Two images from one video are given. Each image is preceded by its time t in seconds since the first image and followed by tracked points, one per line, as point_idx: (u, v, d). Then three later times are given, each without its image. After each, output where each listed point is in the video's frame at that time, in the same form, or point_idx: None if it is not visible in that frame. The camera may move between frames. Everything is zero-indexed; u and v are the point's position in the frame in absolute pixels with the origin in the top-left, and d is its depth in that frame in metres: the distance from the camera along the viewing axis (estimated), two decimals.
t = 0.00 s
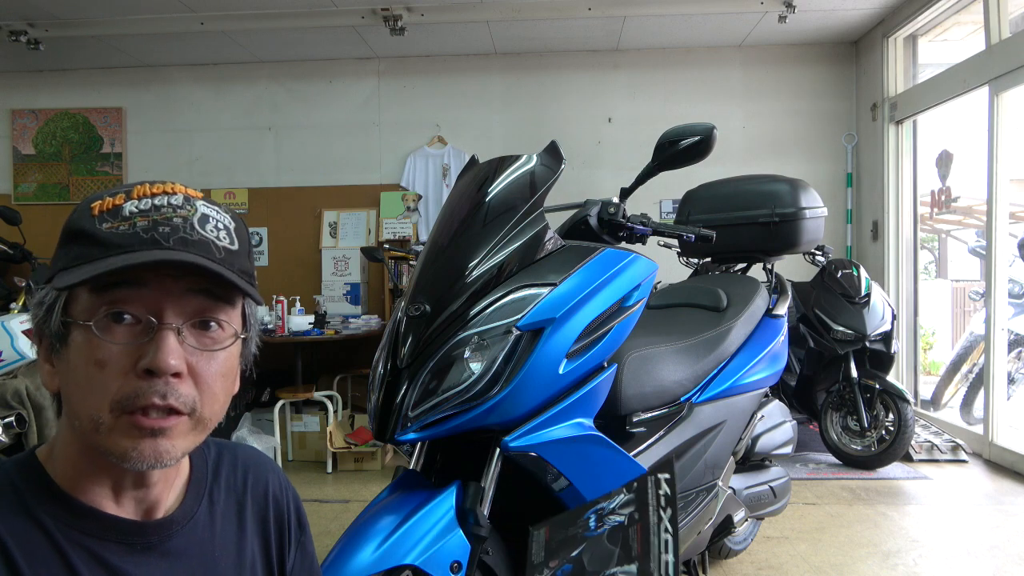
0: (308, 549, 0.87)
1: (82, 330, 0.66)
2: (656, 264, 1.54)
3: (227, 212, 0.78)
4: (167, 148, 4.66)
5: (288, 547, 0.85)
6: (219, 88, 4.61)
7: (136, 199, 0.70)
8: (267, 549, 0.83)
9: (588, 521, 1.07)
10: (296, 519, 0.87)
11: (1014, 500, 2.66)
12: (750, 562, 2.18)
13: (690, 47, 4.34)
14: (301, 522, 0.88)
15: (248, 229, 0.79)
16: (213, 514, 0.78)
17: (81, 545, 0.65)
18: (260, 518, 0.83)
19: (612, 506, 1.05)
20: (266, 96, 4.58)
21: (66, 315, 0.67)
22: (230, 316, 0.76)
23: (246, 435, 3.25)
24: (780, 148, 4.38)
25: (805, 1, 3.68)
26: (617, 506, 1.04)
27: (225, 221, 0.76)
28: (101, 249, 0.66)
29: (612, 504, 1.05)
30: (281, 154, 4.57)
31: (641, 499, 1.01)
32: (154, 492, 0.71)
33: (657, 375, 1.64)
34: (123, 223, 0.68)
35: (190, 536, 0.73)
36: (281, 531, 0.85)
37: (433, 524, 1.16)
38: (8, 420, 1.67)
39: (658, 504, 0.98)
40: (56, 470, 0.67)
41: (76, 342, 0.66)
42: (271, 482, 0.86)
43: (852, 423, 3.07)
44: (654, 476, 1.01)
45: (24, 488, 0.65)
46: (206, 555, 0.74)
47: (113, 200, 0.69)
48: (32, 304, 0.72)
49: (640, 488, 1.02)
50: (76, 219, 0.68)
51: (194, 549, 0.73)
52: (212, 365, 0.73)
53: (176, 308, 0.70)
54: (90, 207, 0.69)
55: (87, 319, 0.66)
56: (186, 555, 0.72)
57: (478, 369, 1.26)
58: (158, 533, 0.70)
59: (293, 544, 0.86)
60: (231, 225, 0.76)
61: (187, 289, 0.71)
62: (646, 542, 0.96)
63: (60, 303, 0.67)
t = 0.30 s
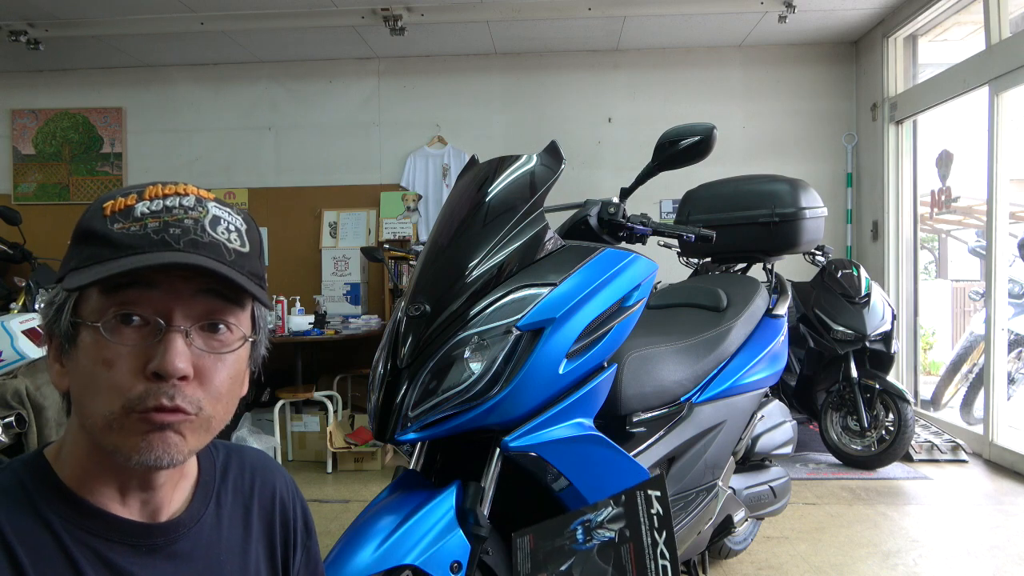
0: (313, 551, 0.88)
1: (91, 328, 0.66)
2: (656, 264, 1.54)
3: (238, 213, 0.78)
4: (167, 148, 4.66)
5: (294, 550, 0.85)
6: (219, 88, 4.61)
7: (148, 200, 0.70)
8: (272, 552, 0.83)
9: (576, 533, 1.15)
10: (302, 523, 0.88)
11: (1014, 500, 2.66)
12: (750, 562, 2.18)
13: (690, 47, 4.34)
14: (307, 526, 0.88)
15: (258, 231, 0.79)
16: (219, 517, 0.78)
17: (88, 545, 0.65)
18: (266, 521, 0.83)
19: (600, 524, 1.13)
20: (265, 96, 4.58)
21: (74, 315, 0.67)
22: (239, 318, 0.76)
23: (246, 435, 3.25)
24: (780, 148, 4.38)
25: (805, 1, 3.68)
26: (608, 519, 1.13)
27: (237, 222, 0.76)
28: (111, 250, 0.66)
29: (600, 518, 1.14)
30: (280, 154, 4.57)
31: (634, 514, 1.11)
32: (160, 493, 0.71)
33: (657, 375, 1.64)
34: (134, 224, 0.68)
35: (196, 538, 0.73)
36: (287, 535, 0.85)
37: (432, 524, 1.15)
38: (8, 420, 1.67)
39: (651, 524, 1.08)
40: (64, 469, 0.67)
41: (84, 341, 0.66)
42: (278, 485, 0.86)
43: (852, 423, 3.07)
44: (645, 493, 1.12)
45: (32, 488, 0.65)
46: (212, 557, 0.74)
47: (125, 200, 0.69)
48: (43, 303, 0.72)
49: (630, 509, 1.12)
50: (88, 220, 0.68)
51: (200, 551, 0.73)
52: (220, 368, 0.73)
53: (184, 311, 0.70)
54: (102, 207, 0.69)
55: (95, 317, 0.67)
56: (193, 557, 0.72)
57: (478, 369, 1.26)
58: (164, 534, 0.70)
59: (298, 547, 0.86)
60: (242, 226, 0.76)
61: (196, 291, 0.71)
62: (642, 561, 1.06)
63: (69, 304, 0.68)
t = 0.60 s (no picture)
0: (313, 551, 0.88)
1: (88, 334, 0.66)
2: (656, 264, 1.54)
3: (229, 211, 0.78)
4: (167, 148, 4.66)
5: (294, 549, 0.85)
6: (219, 88, 4.61)
7: (137, 202, 0.69)
8: (273, 552, 0.82)
9: (559, 514, 1.14)
10: (302, 524, 0.87)
11: (1014, 500, 2.66)
12: (750, 562, 2.18)
13: (690, 47, 4.34)
14: (308, 526, 0.88)
15: (251, 229, 0.79)
16: (220, 517, 0.77)
17: (93, 545, 0.65)
18: (266, 522, 0.83)
19: (580, 500, 1.13)
20: (266, 96, 4.58)
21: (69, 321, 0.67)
22: (235, 317, 0.76)
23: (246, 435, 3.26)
24: (780, 147, 4.38)
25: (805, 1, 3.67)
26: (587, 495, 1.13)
27: (228, 221, 0.76)
28: (104, 253, 0.66)
29: (580, 494, 1.13)
30: (281, 154, 4.57)
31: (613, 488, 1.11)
32: (164, 492, 0.72)
33: (657, 375, 1.64)
34: (125, 227, 0.67)
35: (197, 538, 0.73)
36: (288, 535, 0.85)
37: (432, 524, 1.16)
38: (8, 421, 1.67)
39: (629, 493, 1.08)
40: (68, 472, 0.67)
41: (82, 346, 0.66)
42: (278, 486, 0.86)
43: (853, 423, 3.07)
44: (619, 463, 1.12)
45: (34, 487, 0.65)
46: (212, 557, 0.74)
47: (115, 203, 0.69)
48: (39, 307, 0.72)
49: (607, 482, 1.12)
50: (80, 224, 0.68)
51: (201, 552, 0.73)
52: (217, 367, 0.73)
53: (179, 311, 0.70)
54: (93, 212, 0.69)
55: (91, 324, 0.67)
56: (194, 557, 0.72)
57: (478, 369, 1.26)
58: (167, 533, 0.70)
59: (299, 548, 0.86)
60: (234, 225, 0.76)
61: (189, 290, 0.71)
62: (624, 531, 1.06)
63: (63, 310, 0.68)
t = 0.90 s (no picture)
0: (299, 541, 0.88)
1: (175, 368, 0.62)
2: (656, 264, 1.54)
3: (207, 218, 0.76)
4: (167, 148, 4.66)
5: (281, 542, 0.86)
6: (219, 88, 4.61)
7: (224, 221, 0.68)
8: (261, 547, 0.83)
9: (559, 486, 1.11)
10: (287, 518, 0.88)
11: (1014, 500, 2.66)
12: (750, 562, 2.18)
13: (690, 47, 4.34)
14: (291, 518, 0.88)
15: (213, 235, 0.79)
16: (208, 516, 0.78)
17: (89, 554, 0.64)
18: (252, 518, 0.84)
19: (578, 469, 1.10)
20: (266, 96, 4.58)
21: (140, 348, 0.60)
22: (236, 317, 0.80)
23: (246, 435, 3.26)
24: (780, 148, 4.38)
25: (805, 1, 3.67)
26: (587, 467, 1.09)
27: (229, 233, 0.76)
28: (242, 280, 0.66)
29: (579, 466, 1.10)
30: (281, 154, 4.57)
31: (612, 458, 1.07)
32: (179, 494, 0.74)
33: (657, 375, 1.64)
34: (235, 248, 0.67)
35: (188, 540, 0.74)
36: (273, 527, 0.85)
37: (433, 524, 1.16)
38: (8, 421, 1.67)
39: (628, 461, 1.06)
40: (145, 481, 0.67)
41: (170, 379, 0.62)
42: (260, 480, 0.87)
43: (852, 423, 3.07)
44: (619, 438, 1.08)
45: (26, 494, 0.63)
46: (203, 557, 0.75)
47: (207, 221, 0.65)
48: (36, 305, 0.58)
49: (606, 451, 1.09)
50: (188, 239, 0.62)
51: (192, 552, 0.74)
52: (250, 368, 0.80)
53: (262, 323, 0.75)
54: (193, 226, 0.63)
55: (186, 360, 0.62)
56: (186, 558, 0.72)
57: (478, 369, 1.26)
58: (160, 541, 0.70)
59: (285, 540, 0.87)
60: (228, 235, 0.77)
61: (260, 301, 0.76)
62: (629, 500, 1.03)
63: (195, 331, 0.63)
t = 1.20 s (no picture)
0: (264, 517, 0.91)
1: (179, 402, 0.63)
2: (656, 264, 1.54)
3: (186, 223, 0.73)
4: (167, 148, 4.66)
5: (251, 523, 0.88)
6: (219, 88, 4.61)
7: (230, 245, 0.67)
8: (230, 533, 0.85)
9: (457, 402, 0.78)
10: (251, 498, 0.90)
11: (1014, 500, 2.66)
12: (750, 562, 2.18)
13: (690, 47, 4.34)
14: (256, 497, 0.91)
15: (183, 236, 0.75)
16: (177, 517, 0.78)
17: None
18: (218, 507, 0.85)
19: (475, 375, 0.77)
20: (266, 96, 4.58)
21: (151, 386, 0.60)
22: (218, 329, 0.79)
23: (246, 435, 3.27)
24: (780, 148, 4.38)
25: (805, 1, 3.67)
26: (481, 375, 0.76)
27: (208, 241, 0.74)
28: (251, 309, 0.66)
29: (473, 376, 0.77)
30: (281, 154, 4.57)
31: (504, 357, 0.74)
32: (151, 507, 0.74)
33: (657, 375, 1.64)
34: (240, 273, 0.67)
35: (163, 544, 0.74)
36: (240, 510, 0.87)
37: (433, 524, 1.15)
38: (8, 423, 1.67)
39: (523, 361, 0.74)
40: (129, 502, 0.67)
41: (170, 413, 0.63)
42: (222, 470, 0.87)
43: (852, 423, 3.07)
44: (505, 343, 0.75)
45: None
46: (179, 556, 0.76)
47: (219, 248, 0.64)
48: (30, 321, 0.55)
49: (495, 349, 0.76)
50: (206, 270, 0.61)
51: (169, 554, 0.74)
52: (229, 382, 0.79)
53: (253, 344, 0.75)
54: (210, 256, 0.62)
55: (192, 395, 0.63)
56: (164, 561, 0.73)
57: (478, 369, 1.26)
58: (135, 552, 0.69)
59: (254, 519, 0.89)
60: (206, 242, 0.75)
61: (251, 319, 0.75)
62: (536, 393, 0.71)
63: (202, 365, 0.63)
